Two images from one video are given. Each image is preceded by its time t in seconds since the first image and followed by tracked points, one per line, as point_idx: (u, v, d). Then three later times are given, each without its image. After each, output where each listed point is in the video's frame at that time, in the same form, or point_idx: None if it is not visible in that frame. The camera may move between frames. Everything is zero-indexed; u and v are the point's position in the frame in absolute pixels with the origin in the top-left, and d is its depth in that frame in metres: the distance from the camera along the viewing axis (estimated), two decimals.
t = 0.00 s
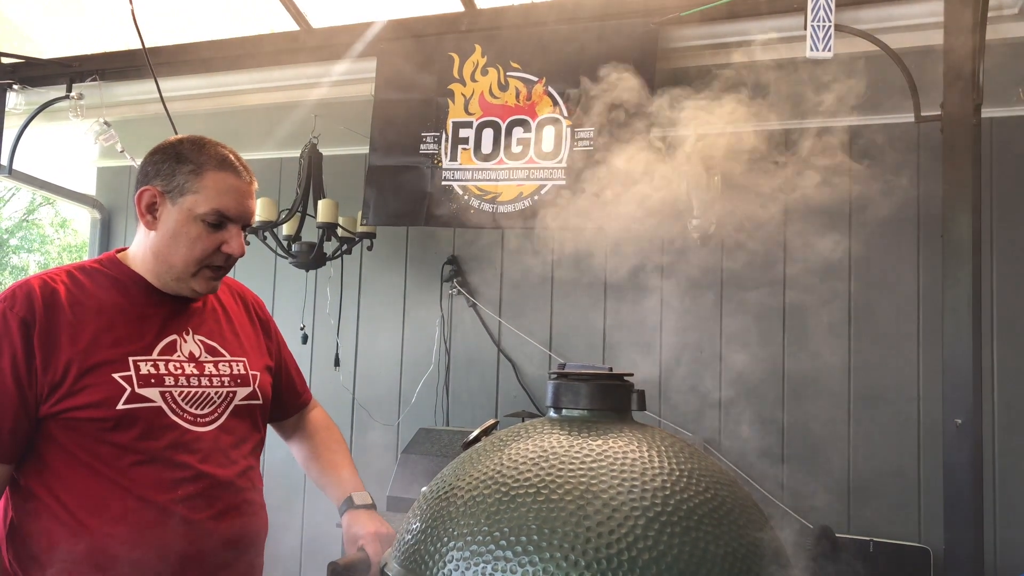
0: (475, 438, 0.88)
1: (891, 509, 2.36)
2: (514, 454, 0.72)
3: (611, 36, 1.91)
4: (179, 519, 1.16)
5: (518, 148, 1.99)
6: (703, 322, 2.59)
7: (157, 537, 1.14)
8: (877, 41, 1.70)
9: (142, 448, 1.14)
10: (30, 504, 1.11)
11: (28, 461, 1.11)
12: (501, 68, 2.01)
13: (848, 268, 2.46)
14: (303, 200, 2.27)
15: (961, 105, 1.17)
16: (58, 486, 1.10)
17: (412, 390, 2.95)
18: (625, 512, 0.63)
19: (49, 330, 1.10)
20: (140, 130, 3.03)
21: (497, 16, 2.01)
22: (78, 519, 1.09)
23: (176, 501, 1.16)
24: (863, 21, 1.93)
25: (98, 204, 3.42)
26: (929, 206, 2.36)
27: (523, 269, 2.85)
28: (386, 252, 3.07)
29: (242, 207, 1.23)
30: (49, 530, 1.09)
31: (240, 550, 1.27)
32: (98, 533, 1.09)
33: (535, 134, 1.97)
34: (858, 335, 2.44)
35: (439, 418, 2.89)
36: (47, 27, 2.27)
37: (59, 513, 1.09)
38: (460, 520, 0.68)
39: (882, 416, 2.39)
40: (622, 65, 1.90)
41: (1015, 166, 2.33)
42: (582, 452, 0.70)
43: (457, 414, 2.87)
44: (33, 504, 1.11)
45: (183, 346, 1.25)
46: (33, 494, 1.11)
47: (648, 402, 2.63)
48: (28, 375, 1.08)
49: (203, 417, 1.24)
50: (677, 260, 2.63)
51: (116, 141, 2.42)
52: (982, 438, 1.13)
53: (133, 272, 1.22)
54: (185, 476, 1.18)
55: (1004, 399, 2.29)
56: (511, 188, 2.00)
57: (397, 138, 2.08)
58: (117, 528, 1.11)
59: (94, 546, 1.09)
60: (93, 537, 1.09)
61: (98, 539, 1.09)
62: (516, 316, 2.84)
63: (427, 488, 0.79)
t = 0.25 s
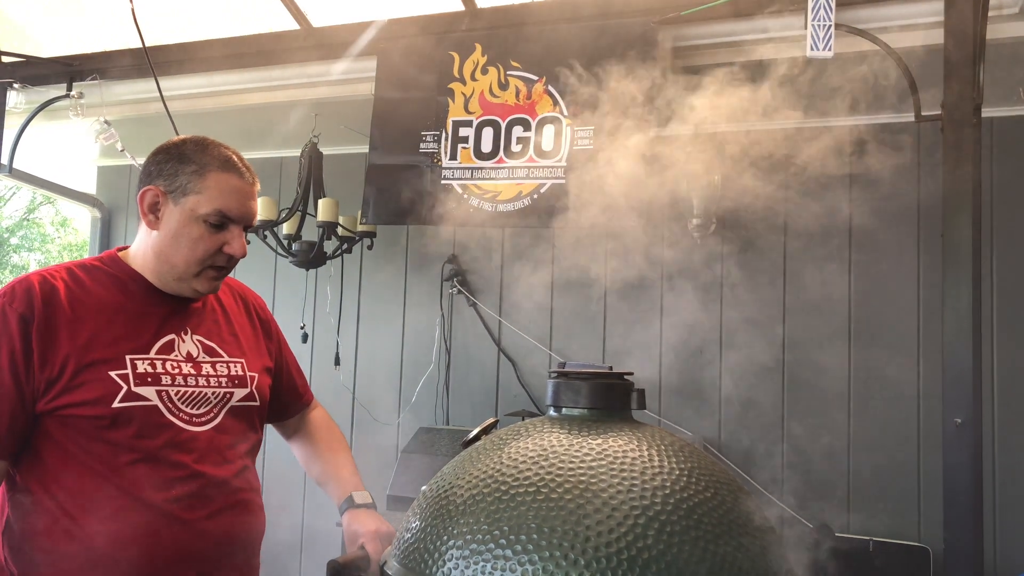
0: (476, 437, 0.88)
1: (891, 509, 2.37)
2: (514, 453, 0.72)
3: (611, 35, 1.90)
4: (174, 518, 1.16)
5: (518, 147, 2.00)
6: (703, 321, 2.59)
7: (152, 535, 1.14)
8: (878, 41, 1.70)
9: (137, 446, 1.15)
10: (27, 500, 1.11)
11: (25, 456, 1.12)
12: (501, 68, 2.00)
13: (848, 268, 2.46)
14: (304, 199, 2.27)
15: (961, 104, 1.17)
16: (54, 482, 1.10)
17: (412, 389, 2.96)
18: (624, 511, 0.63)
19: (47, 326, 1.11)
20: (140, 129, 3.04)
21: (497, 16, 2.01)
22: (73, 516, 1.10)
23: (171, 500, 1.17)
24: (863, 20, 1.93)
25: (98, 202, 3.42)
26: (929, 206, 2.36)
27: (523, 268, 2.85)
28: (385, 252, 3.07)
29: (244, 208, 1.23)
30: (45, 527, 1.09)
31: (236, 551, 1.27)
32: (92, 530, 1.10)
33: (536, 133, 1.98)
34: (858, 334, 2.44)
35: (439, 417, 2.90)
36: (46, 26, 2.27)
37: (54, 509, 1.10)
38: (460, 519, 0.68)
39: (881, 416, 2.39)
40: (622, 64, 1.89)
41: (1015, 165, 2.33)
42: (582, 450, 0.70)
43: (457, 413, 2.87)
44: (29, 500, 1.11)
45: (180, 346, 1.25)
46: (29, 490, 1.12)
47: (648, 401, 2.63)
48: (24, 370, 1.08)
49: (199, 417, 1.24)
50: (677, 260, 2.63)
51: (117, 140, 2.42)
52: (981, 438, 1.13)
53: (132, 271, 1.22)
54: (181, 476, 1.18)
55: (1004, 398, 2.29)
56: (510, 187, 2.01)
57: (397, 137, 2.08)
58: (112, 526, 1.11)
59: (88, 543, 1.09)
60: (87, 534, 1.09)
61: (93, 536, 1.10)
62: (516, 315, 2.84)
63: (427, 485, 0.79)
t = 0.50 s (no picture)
0: (476, 434, 0.88)
1: (890, 507, 2.37)
2: (514, 450, 0.72)
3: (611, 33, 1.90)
4: (169, 517, 1.16)
5: (518, 146, 2.01)
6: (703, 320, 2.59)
7: (147, 534, 1.14)
8: (877, 39, 1.70)
9: (132, 444, 1.14)
10: (23, 497, 1.12)
11: (21, 453, 1.12)
12: (500, 66, 2.00)
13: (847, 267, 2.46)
14: (303, 197, 2.27)
15: (960, 103, 1.16)
16: (49, 480, 1.11)
17: (411, 388, 2.96)
18: (623, 510, 0.63)
19: (43, 323, 1.11)
20: (139, 127, 3.03)
21: (497, 14, 2.01)
22: (68, 514, 1.10)
23: (166, 499, 1.16)
24: (863, 19, 1.93)
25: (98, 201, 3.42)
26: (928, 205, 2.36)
27: (522, 267, 2.85)
28: (384, 250, 3.07)
29: (242, 208, 1.22)
30: (40, 524, 1.10)
31: (232, 550, 1.26)
32: (87, 528, 1.10)
33: (535, 131, 1.99)
34: (857, 333, 2.44)
35: (438, 416, 2.90)
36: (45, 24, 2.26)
37: (49, 506, 1.10)
38: (459, 515, 0.68)
39: (880, 414, 2.40)
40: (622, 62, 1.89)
41: (1014, 164, 2.33)
42: (582, 448, 0.70)
43: (456, 412, 2.87)
44: (25, 497, 1.11)
45: (177, 344, 1.25)
46: (24, 487, 1.12)
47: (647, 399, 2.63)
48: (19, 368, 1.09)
49: (196, 416, 1.24)
50: (676, 259, 2.63)
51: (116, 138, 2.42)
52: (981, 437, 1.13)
53: (129, 268, 1.22)
54: (176, 474, 1.18)
55: (1002, 397, 2.30)
56: (510, 186, 2.02)
57: (396, 136, 2.08)
58: (107, 524, 1.11)
59: (82, 541, 1.09)
60: (82, 533, 1.09)
61: (87, 534, 1.10)
62: (516, 314, 2.84)
63: (426, 482, 0.79)
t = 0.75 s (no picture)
0: (477, 429, 0.88)
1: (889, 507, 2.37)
2: (515, 446, 0.72)
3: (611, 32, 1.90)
4: (169, 516, 1.16)
5: (519, 146, 2.00)
6: (702, 319, 2.59)
7: (147, 532, 1.14)
8: (876, 39, 1.70)
9: (132, 443, 1.15)
10: (23, 496, 1.12)
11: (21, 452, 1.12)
12: (501, 65, 2.00)
13: (847, 266, 2.46)
14: (303, 196, 2.26)
15: (960, 103, 1.17)
16: (50, 479, 1.10)
17: (410, 387, 2.95)
18: (623, 507, 0.63)
19: (43, 322, 1.11)
20: (139, 126, 3.03)
21: (497, 13, 2.01)
22: (68, 513, 1.09)
23: (166, 497, 1.16)
24: (863, 18, 1.93)
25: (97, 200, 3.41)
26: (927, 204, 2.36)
27: (522, 266, 2.85)
28: (384, 250, 3.07)
29: (242, 208, 1.22)
30: (40, 522, 1.09)
31: (232, 549, 1.26)
32: (87, 527, 1.10)
33: (535, 131, 1.98)
34: (857, 332, 2.44)
35: (438, 415, 2.90)
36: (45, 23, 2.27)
37: (49, 505, 1.10)
38: (460, 511, 0.68)
39: (879, 414, 2.40)
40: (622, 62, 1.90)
41: (1013, 164, 2.33)
42: (583, 445, 0.70)
43: (455, 412, 2.87)
44: (25, 495, 1.11)
45: (177, 343, 1.25)
46: (24, 485, 1.11)
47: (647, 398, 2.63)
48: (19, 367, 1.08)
49: (196, 414, 1.24)
50: (675, 258, 2.63)
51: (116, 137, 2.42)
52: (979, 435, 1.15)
53: (129, 267, 1.22)
54: (176, 473, 1.18)
55: (1001, 396, 2.30)
56: (511, 186, 2.01)
57: (396, 135, 2.07)
58: (106, 523, 1.11)
59: (82, 540, 1.09)
60: (82, 531, 1.09)
61: (87, 533, 1.09)
62: (516, 314, 2.83)
63: (427, 477, 0.79)
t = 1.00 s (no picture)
0: (477, 428, 0.88)
1: (888, 507, 2.37)
2: (515, 445, 0.72)
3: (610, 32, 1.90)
4: (171, 515, 1.16)
5: (519, 146, 2.00)
6: (702, 319, 2.59)
7: (149, 532, 1.13)
8: (876, 40, 1.70)
9: (135, 441, 1.15)
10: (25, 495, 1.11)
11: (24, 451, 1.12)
12: (500, 65, 2.00)
13: (847, 266, 2.46)
14: (303, 196, 2.26)
15: (959, 102, 1.17)
16: (52, 477, 1.10)
17: (410, 387, 2.95)
18: (623, 506, 0.63)
19: (45, 321, 1.11)
20: (139, 125, 3.03)
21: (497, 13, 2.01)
22: (71, 512, 1.09)
23: (168, 497, 1.16)
24: (863, 18, 1.93)
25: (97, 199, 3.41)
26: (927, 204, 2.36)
27: (522, 266, 2.85)
28: (384, 249, 3.07)
29: (241, 208, 1.22)
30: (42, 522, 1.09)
31: (234, 549, 1.26)
32: (89, 526, 1.09)
33: (535, 131, 1.99)
34: (856, 332, 2.44)
35: (437, 415, 2.90)
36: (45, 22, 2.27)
37: (52, 504, 1.10)
38: (460, 510, 0.68)
39: (878, 414, 2.40)
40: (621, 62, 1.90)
41: (1012, 164, 2.34)
42: (583, 445, 0.70)
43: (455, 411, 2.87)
44: (27, 494, 1.11)
45: (180, 341, 1.26)
46: (27, 485, 1.11)
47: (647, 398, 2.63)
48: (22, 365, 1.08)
49: (199, 412, 1.24)
50: (675, 258, 2.63)
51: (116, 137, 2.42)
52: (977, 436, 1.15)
53: (131, 266, 1.22)
54: (178, 473, 1.18)
55: (1000, 397, 2.30)
56: (512, 186, 2.01)
57: (396, 135, 2.08)
58: (109, 522, 1.10)
59: (85, 539, 1.09)
60: (84, 530, 1.09)
61: (90, 532, 1.09)
62: (515, 314, 2.83)
63: (427, 476, 0.79)
